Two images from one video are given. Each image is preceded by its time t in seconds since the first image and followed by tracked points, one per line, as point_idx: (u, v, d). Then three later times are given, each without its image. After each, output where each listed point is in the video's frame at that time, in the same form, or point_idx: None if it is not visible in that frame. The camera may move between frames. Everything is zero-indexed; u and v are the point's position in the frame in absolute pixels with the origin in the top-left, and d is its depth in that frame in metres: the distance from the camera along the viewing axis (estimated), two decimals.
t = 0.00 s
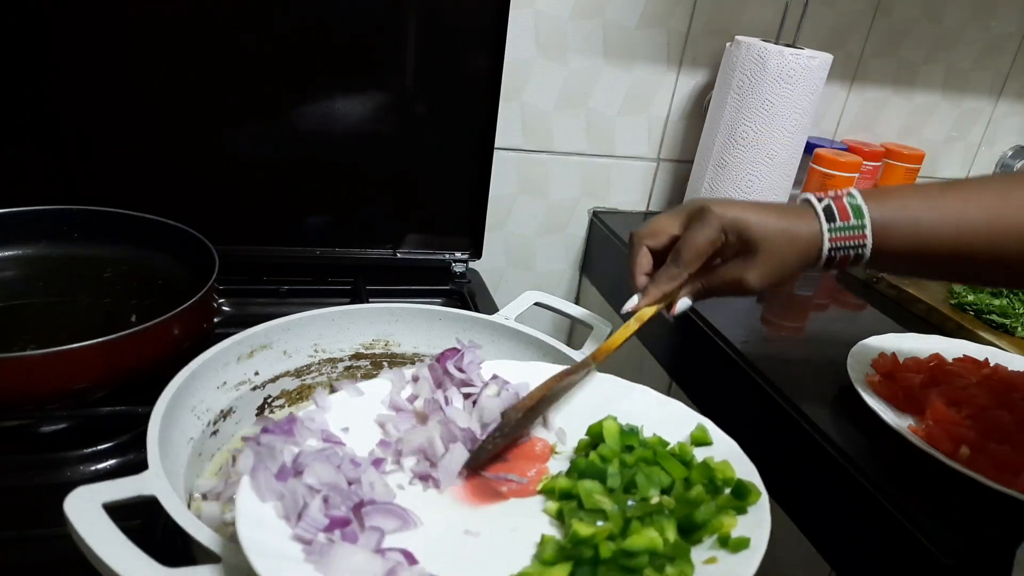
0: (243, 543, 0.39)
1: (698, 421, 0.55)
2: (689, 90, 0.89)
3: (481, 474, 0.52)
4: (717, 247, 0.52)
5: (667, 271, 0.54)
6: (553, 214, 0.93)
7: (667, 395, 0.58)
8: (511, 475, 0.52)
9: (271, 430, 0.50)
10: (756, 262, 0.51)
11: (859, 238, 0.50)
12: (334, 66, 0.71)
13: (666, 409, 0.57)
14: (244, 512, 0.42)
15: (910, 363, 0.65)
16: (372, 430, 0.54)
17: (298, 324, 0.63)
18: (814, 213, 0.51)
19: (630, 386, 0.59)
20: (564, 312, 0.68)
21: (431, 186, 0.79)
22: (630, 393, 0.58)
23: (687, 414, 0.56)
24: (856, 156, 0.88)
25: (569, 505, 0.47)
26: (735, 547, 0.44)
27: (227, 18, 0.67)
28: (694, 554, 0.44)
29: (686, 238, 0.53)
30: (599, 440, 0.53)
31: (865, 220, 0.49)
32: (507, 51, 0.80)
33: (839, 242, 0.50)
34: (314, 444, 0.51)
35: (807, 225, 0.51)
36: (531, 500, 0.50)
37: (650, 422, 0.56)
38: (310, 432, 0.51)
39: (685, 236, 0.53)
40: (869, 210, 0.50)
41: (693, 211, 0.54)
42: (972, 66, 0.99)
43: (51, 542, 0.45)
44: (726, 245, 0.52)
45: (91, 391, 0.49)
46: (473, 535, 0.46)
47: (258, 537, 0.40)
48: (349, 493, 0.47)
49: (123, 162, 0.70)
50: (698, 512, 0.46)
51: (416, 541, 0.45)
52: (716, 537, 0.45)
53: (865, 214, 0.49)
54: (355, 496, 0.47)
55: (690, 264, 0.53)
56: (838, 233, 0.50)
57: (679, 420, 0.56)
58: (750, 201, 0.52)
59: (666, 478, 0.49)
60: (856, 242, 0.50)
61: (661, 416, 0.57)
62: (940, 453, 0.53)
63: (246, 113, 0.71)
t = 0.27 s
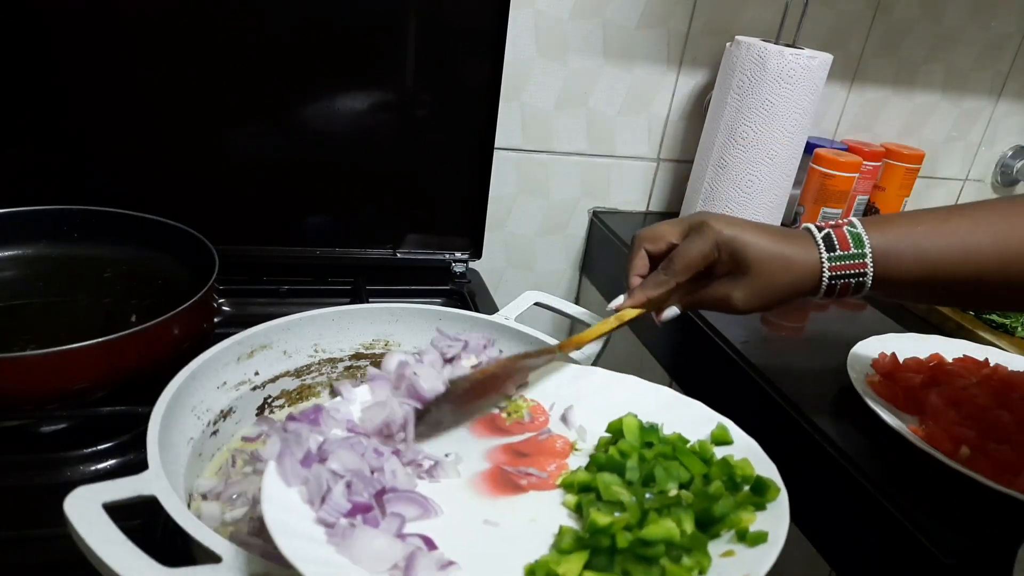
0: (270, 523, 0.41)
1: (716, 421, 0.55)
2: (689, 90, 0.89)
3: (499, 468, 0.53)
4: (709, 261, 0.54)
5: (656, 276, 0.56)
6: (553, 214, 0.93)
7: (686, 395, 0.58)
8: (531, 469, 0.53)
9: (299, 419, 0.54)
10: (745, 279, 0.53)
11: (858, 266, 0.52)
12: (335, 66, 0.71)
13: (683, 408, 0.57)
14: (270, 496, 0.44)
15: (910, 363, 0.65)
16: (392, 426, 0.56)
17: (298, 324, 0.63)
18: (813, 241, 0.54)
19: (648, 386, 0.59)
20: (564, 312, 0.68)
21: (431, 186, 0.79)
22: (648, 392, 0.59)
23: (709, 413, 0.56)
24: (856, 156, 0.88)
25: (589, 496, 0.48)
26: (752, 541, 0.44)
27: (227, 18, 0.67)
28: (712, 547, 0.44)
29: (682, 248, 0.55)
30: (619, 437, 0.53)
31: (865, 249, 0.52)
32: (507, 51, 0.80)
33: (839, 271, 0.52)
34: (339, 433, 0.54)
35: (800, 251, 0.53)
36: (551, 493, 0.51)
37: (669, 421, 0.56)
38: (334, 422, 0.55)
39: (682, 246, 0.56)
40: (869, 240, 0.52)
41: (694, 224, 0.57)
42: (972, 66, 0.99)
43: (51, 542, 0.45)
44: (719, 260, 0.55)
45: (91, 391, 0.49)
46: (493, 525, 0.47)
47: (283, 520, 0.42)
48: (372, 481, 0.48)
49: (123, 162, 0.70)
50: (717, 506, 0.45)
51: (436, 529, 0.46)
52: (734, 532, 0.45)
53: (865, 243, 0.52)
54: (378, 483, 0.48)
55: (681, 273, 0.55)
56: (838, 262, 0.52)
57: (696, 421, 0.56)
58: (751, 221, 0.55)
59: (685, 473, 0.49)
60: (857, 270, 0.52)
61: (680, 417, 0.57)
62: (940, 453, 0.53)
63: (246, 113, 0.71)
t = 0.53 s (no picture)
0: (271, 548, 0.41)
1: (727, 430, 0.55)
2: (689, 90, 0.89)
3: (507, 484, 0.52)
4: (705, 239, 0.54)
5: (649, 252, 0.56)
6: (553, 214, 0.93)
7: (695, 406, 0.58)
8: (538, 484, 0.52)
9: (302, 442, 0.53)
10: (740, 261, 0.52)
11: (861, 251, 0.51)
12: (335, 66, 0.71)
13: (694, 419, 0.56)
14: (276, 519, 0.43)
15: (910, 363, 0.65)
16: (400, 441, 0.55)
17: (298, 324, 0.63)
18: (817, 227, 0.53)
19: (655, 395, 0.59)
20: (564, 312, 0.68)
21: (431, 186, 0.79)
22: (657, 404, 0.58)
23: (718, 422, 0.56)
24: (856, 156, 0.88)
25: (595, 513, 0.47)
26: (762, 554, 0.44)
27: (227, 18, 0.67)
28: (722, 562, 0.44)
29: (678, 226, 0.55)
30: (625, 450, 0.53)
31: (870, 234, 0.51)
32: (507, 51, 0.80)
33: (842, 255, 0.52)
34: (344, 454, 0.53)
35: (799, 235, 0.52)
36: (559, 511, 0.50)
37: (677, 432, 0.56)
38: (339, 442, 0.54)
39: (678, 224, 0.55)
40: (874, 226, 0.52)
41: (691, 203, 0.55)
42: (973, 65, 0.99)
43: (52, 542, 0.45)
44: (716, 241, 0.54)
45: (91, 391, 0.49)
46: (500, 544, 0.47)
47: (290, 544, 0.42)
48: (377, 503, 0.48)
49: (122, 162, 0.70)
50: (725, 519, 0.45)
51: (443, 549, 0.46)
52: (744, 545, 0.45)
53: (869, 229, 0.52)
54: (383, 505, 0.48)
55: (676, 250, 0.54)
56: (842, 246, 0.52)
57: (704, 431, 0.56)
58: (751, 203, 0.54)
59: (693, 486, 0.48)
60: (861, 255, 0.52)
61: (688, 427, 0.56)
62: (940, 453, 0.53)
63: (246, 113, 0.71)
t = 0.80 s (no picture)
0: (295, 528, 0.42)
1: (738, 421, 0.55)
2: (689, 90, 0.89)
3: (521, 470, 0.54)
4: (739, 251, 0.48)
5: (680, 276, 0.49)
6: (553, 214, 0.93)
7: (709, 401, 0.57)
8: (551, 472, 0.53)
9: (324, 427, 0.55)
10: (783, 267, 0.47)
11: (902, 247, 0.49)
12: (335, 66, 0.71)
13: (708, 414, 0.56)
14: (297, 499, 0.45)
15: (910, 363, 0.65)
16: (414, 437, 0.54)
17: (298, 324, 0.63)
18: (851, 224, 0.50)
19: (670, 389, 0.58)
20: (565, 312, 0.68)
21: (431, 186, 0.79)
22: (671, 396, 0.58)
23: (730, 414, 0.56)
24: (856, 156, 0.88)
25: (608, 500, 0.48)
26: (771, 542, 0.44)
27: (227, 18, 0.67)
28: (731, 549, 0.44)
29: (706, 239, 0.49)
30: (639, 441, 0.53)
31: (908, 229, 0.50)
32: (507, 51, 0.80)
33: (884, 252, 0.49)
34: (364, 440, 0.55)
35: (837, 232, 0.49)
36: (574, 498, 0.51)
37: (690, 424, 0.56)
38: (359, 429, 0.55)
39: (706, 236, 0.49)
40: (910, 221, 0.50)
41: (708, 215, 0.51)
42: (973, 65, 0.99)
43: (52, 542, 0.45)
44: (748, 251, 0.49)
45: (91, 391, 0.49)
46: (513, 528, 0.48)
47: (310, 523, 0.43)
48: (395, 486, 0.50)
49: (122, 162, 0.70)
50: (735, 507, 0.45)
51: (459, 534, 0.48)
52: (753, 533, 0.45)
53: (906, 224, 0.50)
54: (401, 488, 0.50)
55: (706, 268, 0.48)
56: (883, 243, 0.49)
57: (718, 421, 0.55)
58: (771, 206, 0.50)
59: (704, 475, 0.49)
60: (902, 252, 0.49)
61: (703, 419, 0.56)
62: (940, 453, 0.53)
63: (246, 113, 0.71)
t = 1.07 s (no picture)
0: (311, 504, 0.42)
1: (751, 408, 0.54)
2: (689, 90, 0.89)
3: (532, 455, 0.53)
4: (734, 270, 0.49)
5: (675, 303, 0.49)
6: (553, 214, 0.93)
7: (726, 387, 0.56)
8: (564, 456, 0.53)
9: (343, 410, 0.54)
10: (783, 285, 0.47)
11: (900, 256, 0.49)
12: (335, 67, 0.71)
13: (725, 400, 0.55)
14: (314, 476, 0.45)
15: (910, 363, 0.65)
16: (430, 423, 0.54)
17: (298, 324, 0.63)
18: (847, 232, 0.50)
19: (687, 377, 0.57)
20: (565, 312, 0.68)
21: (431, 186, 0.79)
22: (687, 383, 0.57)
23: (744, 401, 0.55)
24: (856, 156, 0.88)
25: (616, 483, 0.49)
26: (776, 523, 0.42)
27: (227, 18, 0.67)
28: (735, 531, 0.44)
29: (699, 261, 0.49)
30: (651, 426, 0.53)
31: (904, 238, 0.50)
32: (507, 51, 0.80)
33: (880, 263, 0.49)
34: (381, 423, 0.54)
35: (833, 244, 0.49)
36: (582, 479, 0.51)
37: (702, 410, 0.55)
38: (376, 412, 0.54)
39: (698, 258, 0.49)
40: (906, 229, 0.50)
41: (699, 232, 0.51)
42: (972, 66, 0.99)
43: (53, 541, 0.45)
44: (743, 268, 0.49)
45: (91, 391, 0.49)
46: (523, 509, 0.48)
47: (329, 503, 0.43)
48: (409, 467, 0.49)
49: (122, 162, 0.70)
50: (741, 490, 0.45)
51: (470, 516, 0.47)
52: (759, 516, 0.44)
53: (902, 232, 0.50)
54: (415, 469, 0.49)
55: (703, 291, 0.48)
56: (878, 253, 0.49)
57: (732, 409, 0.54)
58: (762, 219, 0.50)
59: (712, 459, 0.49)
60: (898, 262, 0.50)
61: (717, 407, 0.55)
62: (940, 452, 0.53)
63: (246, 113, 0.71)
